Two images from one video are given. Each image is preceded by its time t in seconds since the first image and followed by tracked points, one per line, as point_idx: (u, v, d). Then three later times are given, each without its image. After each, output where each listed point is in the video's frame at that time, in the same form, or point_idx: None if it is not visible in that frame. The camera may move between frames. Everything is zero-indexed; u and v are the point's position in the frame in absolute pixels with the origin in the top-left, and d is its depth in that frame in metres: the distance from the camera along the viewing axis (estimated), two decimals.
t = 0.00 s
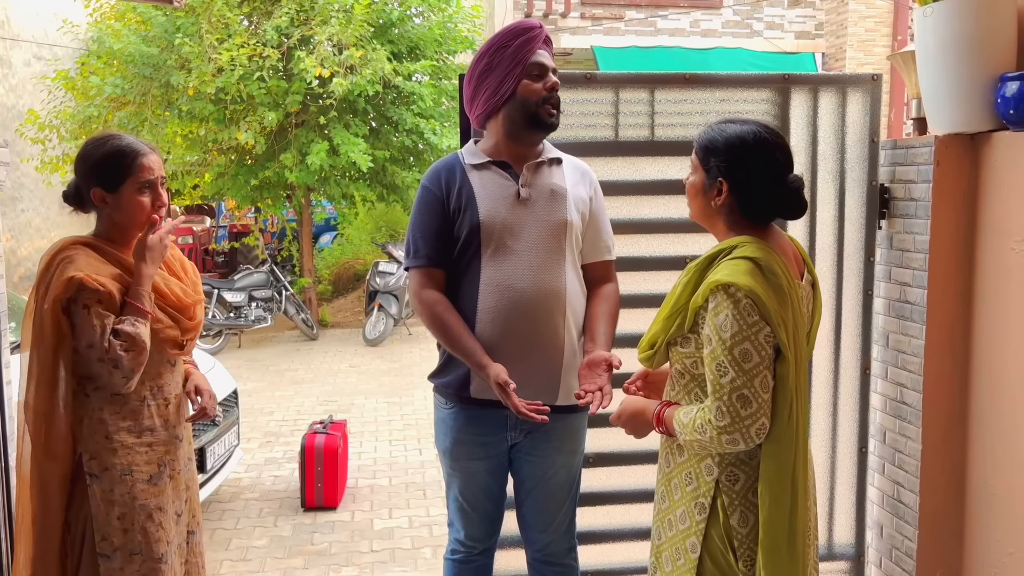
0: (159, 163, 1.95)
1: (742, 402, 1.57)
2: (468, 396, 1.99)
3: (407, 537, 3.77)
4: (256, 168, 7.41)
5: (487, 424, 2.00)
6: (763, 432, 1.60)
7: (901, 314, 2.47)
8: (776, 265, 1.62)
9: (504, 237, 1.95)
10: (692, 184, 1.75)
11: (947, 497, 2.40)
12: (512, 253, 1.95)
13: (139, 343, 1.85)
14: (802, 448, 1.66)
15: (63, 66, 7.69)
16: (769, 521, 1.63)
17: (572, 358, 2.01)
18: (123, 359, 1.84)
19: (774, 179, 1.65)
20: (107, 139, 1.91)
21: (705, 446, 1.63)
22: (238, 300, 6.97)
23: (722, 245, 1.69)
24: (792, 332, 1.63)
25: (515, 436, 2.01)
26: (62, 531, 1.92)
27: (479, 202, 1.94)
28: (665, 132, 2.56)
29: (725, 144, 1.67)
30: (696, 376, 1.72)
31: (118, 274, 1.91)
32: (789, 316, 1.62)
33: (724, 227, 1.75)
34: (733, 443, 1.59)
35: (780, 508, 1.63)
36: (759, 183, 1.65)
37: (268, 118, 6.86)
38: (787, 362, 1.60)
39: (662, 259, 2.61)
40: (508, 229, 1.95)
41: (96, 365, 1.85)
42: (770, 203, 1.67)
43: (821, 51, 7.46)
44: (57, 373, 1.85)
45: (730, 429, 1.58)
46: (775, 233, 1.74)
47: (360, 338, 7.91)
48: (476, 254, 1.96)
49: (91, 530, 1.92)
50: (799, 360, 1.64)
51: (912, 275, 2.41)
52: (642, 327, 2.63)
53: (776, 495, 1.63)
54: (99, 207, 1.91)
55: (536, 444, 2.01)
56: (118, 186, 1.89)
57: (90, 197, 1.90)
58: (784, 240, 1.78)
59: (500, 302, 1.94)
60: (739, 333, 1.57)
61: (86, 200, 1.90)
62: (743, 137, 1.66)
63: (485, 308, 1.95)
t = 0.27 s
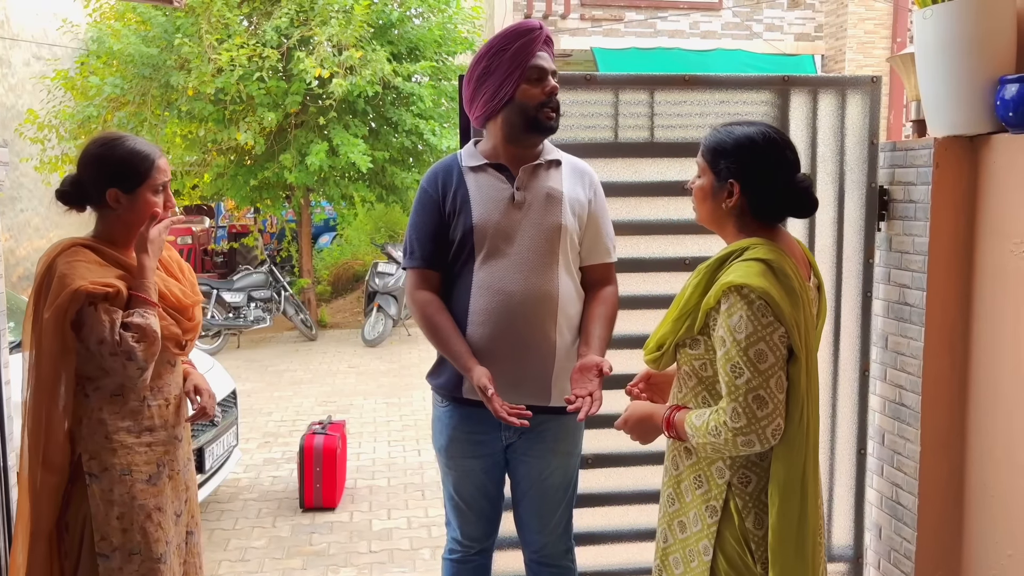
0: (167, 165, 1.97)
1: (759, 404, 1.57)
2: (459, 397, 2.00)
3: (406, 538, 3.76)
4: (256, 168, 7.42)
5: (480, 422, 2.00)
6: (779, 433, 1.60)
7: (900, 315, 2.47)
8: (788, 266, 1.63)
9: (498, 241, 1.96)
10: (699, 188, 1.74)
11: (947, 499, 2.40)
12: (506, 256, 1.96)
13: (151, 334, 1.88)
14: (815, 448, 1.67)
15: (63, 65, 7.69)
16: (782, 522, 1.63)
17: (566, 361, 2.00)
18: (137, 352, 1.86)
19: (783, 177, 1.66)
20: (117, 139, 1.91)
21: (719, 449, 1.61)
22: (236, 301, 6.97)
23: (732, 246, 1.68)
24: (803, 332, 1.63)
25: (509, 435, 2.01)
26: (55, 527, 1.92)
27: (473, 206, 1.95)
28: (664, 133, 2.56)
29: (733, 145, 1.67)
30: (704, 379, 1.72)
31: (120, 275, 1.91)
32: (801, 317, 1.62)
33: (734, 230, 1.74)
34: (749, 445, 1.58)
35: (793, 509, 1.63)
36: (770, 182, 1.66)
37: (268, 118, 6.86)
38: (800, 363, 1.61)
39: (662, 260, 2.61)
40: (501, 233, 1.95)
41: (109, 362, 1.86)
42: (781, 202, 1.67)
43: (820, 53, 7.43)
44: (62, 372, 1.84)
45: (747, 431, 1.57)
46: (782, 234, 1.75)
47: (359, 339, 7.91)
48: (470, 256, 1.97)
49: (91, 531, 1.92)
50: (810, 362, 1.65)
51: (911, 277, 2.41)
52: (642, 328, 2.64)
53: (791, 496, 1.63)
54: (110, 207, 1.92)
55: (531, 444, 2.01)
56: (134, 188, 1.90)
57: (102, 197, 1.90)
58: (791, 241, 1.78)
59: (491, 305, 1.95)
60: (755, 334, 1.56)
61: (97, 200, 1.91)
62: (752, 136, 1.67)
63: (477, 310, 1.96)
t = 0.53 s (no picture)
0: (174, 168, 2.01)
1: (773, 400, 1.57)
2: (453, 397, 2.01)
3: (405, 539, 3.76)
4: (256, 169, 7.42)
5: (475, 422, 2.00)
6: (792, 430, 1.60)
7: (900, 317, 2.48)
8: (798, 263, 1.64)
9: (490, 244, 1.96)
10: (705, 191, 1.73)
11: (946, 501, 2.40)
12: (498, 258, 1.97)
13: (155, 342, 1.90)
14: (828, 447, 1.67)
15: (63, 65, 7.69)
16: (800, 520, 1.63)
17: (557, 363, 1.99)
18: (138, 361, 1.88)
19: (788, 175, 1.67)
20: (128, 141, 1.93)
21: (732, 448, 1.61)
22: (236, 301, 6.96)
23: (740, 245, 1.69)
24: (814, 329, 1.63)
25: (503, 436, 2.00)
26: (58, 529, 1.94)
27: (465, 208, 1.97)
28: (665, 134, 2.57)
29: (743, 144, 1.67)
30: (710, 378, 1.72)
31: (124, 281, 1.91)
32: (810, 313, 1.63)
33: (742, 231, 1.74)
34: (763, 442, 1.57)
35: (810, 508, 1.63)
36: (779, 178, 1.67)
37: (268, 119, 6.87)
38: (811, 359, 1.61)
39: (662, 262, 2.62)
40: (492, 235, 1.96)
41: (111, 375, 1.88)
42: (788, 198, 1.69)
43: (820, 55, 7.33)
44: (66, 378, 1.86)
45: (761, 428, 1.56)
46: (788, 232, 1.76)
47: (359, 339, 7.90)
48: (462, 257, 2.00)
49: (95, 529, 1.94)
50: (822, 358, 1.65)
51: (911, 278, 2.41)
52: (642, 329, 2.64)
53: (803, 495, 1.64)
54: (125, 206, 1.93)
55: (526, 446, 2.00)
56: (151, 187, 1.93)
57: (122, 197, 1.92)
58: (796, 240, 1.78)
59: (480, 306, 1.96)
60: (767, 330, 1.56)
61: (116, 200, 1.92)
62: (760, 135, 1.67)
63: (468, 310, 1.98)
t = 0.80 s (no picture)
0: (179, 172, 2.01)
1: (774, 396, 1.56)
2: (441, 396, 2.02)
3: (405, 540, 3.76)
4: (256, 170, 7.42)
5: (468, 423, 2.00)
6: (795, 427, 1.60)
7: (900, 319, 2.48)
8: (798, 261, 1.64)
9: (476, 243, 1.97)
10: (707, 194, 1.73)
11: (945, 504, 2.40)
12: (484, 257, 1.96)
13: (137, 379, 1.85)
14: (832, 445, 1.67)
15: (63, 65, 7.68)
16: (809, 520, 1.63)
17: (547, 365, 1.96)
18: (111, 390, 1.83)
19: (787, 173, 1.67)
20: (135, 142, 1.94)
21: (735, 446, 1.60)
22: (236, 302, 6.96)
23: (740, 244, 1.69)
24: (815, 325, 1.64)
25: (496, 439, 1.98)
26: (61, 531, 1.96)
27: (455, 208, 2.00)
28: (666, 136, 2.57)
29: (746, 145, 1.67)
30: (709, 378, 1.72)
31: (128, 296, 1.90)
32: (810, 310, 1.63)
33: (744, 232, 1.74)
34: (765, 439, 1.57)
35: (816, 506, 1.63)
36: (781, 176, 1.67)
37: (268, 120, 6.87)
38: (812, 356, 1.62)
39: (663, 263, 2.62)
40: (479, 234, 1.97)
41: (82, 399, 1.84)
42: (791, 196, 1.69)
43: (821, 57, 7.48)
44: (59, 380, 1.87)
45: (763, 425, 1.56)
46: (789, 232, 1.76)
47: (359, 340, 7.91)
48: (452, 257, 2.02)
49: (98, 529, 1.95)
50: (824, 354, 1.66)
51: (911, 281, 2.41)
52: (642, 331, 2.64)
53: (808, 493, 1.64)
54: (126, 205, 1.93)
55: (517, 450, 1.97)
56: (153, 188, 1.93)
57: (122, 196, 1.92)
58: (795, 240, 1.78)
59: (465, 306, 1.97)
60: (767, 327, 1.56)
61: (117, 199, 1.92)
62: (762, 135, 1.68)
63: (455, 310, 1.98)
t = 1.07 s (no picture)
0: (184, 178, 2.00)
1: (775, 395, 1.57)
2: (434, 394, 2.04)
3: (405, 540, 3.77)
4: (256, 170, 7.42)
5: (461, 424, 2.00)
6: (796, 425, 1.60)
7: (900, 321, 2.48)
8: (797, 261, 1.64)
9: (466, 241, 1.98)
10: (705, 196, 1.73)
11: (945, 506, 2.40)
12: (473, 257, 1.96)
13: (120, 396, 1.85)
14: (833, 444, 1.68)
15: (64, 66, 7.69)
16: (810, 518, 1.64)
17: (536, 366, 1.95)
18: (92, 400, 1.83)
19: (785, 174, 1.68)
20: (141, 144, 1.94)
21: (737, 445, 1.60)
22: (236, 302, 6.96)
23: (739, 245, 1.69)
24: (815, 324, 1.64)
25: (489, 440, 1.98)
26: (60, 532, 1.96)
27: (450, 207, 2.02)
28: (666, 137, 2.57)
29: (744, 147, 1.67)
30: (708, 378, 1.73)
31: (125, 301, 1.91)
32: (810, 309, 1.64)
33: (742, 233, 1.74)
34: (768, 438, 1.57)
35: (817, 505, 1.64)
36: (778, 176, 1.68)
37: (269, 120, 6.87)
38: (813, 354, 1.62)
39: (663, 264, 2.62)
40: (469, 233, 1.98)
41: (62, 401, 1.85)
42: (788, 195, 1.70)
43: (821, 59, 7.49)
44: (43, 381, 1.86)
45: (765, 423, 1.56)
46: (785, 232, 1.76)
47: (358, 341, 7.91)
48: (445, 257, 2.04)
49: (99, 529, 1.96)
50: (824, 353, 1.66)
51: (911, 282, 2.41)
52: (641, 332, 2.64)
53: (809, 491, 1.64)
54: (123, 205, 1.93)
55: (508, 452, 1.96)
56: (152, 192, 1.92)
57: (118, 197, 1.92)
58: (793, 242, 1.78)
59: (456, 305, 1.97)
60: (768, 326, 1.57)
61: (114, 200, 1.92)
62: (759, 137, 1.68)
63: (447, 309, 1.99)
